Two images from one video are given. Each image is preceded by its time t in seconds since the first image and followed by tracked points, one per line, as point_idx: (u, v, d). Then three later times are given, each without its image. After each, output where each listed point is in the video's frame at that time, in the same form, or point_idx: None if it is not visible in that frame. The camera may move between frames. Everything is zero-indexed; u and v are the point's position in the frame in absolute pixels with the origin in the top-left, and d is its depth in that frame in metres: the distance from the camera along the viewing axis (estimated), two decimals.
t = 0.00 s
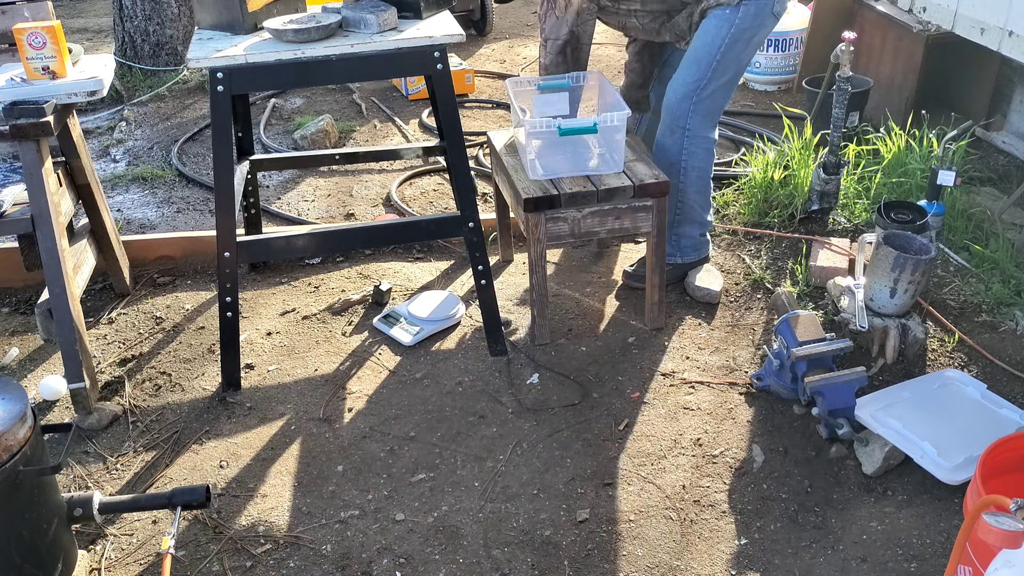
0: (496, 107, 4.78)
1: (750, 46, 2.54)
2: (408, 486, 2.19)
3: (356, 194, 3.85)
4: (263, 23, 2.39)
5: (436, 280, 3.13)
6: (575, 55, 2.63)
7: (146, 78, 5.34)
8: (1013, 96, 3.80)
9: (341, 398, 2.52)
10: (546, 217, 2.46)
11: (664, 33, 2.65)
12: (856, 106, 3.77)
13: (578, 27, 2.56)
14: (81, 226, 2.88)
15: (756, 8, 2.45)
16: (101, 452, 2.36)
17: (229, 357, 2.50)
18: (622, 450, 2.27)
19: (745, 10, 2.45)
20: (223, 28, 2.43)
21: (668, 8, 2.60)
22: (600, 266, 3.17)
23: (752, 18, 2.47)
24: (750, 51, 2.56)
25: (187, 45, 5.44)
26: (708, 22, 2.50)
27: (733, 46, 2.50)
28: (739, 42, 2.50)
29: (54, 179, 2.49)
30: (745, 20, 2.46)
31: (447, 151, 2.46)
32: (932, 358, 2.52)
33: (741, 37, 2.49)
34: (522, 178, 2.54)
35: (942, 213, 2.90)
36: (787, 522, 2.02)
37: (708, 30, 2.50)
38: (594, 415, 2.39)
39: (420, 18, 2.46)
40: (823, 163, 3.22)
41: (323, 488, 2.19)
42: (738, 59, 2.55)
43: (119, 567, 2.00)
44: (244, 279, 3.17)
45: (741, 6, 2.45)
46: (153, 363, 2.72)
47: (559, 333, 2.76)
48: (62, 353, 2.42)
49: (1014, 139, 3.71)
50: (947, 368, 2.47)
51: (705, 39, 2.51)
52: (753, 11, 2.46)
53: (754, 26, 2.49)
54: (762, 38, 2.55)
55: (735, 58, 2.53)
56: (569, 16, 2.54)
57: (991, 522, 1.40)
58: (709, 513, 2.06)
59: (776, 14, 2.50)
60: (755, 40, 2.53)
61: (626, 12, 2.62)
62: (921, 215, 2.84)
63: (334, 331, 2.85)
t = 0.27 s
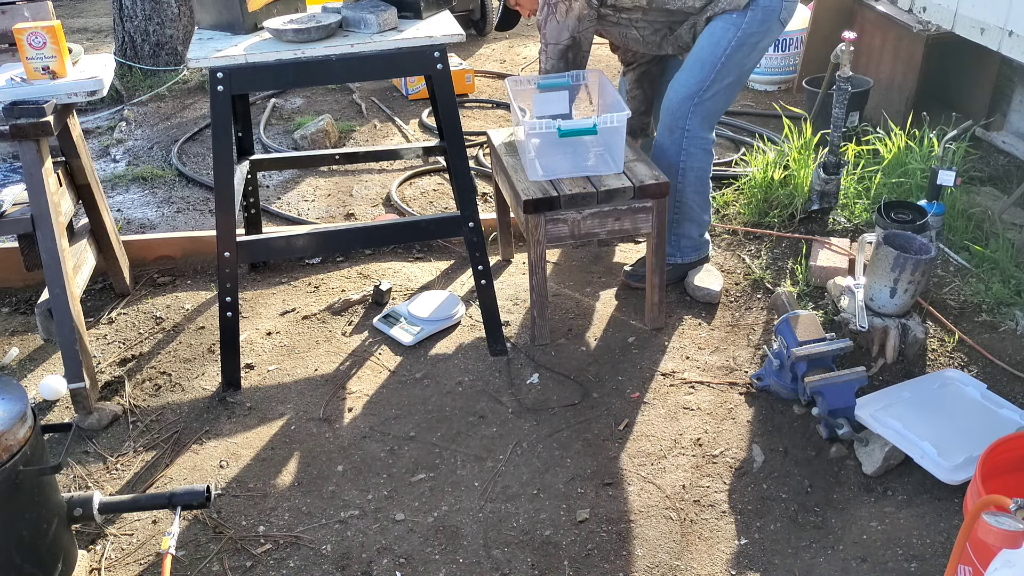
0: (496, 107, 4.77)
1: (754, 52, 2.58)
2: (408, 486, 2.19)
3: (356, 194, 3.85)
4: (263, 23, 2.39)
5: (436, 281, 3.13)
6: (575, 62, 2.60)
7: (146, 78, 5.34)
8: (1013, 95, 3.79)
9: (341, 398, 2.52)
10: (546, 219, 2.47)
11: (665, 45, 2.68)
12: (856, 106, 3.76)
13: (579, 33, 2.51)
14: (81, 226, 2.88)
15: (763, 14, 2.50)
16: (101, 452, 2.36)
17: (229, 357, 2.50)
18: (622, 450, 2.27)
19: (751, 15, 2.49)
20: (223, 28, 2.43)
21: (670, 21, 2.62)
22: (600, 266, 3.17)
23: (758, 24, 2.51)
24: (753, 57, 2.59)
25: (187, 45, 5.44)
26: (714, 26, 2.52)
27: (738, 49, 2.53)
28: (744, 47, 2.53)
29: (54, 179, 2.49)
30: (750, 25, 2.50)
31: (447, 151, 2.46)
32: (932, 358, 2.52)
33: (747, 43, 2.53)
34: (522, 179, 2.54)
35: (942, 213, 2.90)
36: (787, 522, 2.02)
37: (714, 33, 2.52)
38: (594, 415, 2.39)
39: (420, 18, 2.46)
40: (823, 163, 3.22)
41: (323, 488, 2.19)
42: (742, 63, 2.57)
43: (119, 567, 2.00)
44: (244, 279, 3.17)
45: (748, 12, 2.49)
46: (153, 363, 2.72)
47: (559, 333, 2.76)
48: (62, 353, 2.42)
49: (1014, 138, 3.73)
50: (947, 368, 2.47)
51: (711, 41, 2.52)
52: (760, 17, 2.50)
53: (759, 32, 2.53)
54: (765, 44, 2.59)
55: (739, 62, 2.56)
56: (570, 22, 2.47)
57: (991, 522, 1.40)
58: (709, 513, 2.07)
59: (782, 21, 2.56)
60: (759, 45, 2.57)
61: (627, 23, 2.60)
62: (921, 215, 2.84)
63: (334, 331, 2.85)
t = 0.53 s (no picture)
0: (496, 107, 4.77)
1: (756, 54, 2.58)
2: (408, 486, 2.19)
3: (356, 194, 3.85)
4: (262, 23, 2.39)
5: (436, 281, 3.13)
6: (576, 57, 2.60)
7: (146, 78, 5.34)
8: (1013, 95, 3.80)
9: (341, 398, 2.52)
10: (548, 224, 2.46)
11: (665, 49, 2.68)
12: (856, 106, 3.77)
13: (580, 27, 2.51)
14: (81, 226, 2.88)
15: (766, 17, 2.51)
16: (101, 452, 2.36)
17: (229, 357, 2.50)
18: (622, 450, 2.27)
19: (756, 18, 2.50)
20: (223, 28, 2.43)
21: (671, 24, 2.62)
22: (600, 266, 3.17)
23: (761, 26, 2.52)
24: (755, 60, 2.60)
25: (187, 45, 5.44)
26: (719, 27, 2.52)
27: (742, 52, 2.53)
28: (747, 50, 2.53)
29: (54, 179, 2.49)
30: (754, 27, 2.51)
31: (447, 151, 2.46)
32: (932, 358, 2.52)
33: (750, 45, 2.53)
34: (523, 180, 2.54)
35: (942, 213, 2.90)
36: (787, 522, 2.02)
37: (717, 34, 2.52)
38: (594, 415, 2.39)
39: (420, 18, 2.46)
40: (823, 163, 3.22)
41: (323, 488, 2.19)
42: (744, 65, 2.58)
43: (119, 567, 2.00)
44: (244, 279, 3.17)
45: (751, 14, 2.50)
46: (153, 363, 2.72)
47: (559, 333, 2.76)
48: (61, 353, 2.42)
49: (1014, 139, 3.72)
50: (947, 368, 2.47)
51: (714, 42, 2.52)
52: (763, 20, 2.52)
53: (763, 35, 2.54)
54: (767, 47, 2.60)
55: (741, 64, 2.56)
56: (572, 13, 2.48)
57: (991, 522, 1.40)
58: (709, 513, 2.06)
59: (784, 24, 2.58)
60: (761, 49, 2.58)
61: (627, 24, 2.61)
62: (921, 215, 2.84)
63: (334, 330, 2.85)
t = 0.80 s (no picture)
0: (496, 107, 4.77)
1: (758, 56, 2.58)
2: (408, 485, 2.19)
3: (356, 194, 3.85)
4: (262, 23, 2.39)
5: (436, 281, 3.13)
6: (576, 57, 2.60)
7: (146, 78, 5.34)
8: (1013, 95, 3.80)
9: (341, 398, 2.52)
10: (549, 227, 2.46)
11: (665, 52, 2.68)
12: (856, 106, 3.77)
13: (580, 23, 2.50)
14: (81, 226, 2.88)
15: (769, 18, 2.51)
16: (101, 452, 2.36)
17: (229, 357, 2.50)
18: (622, 450, 2.27)
19: (759, 19, 2.50)
20: (223, 28, 2.43)
21: (671, 27, 2.62)
22: (600, 266, 3.16)
23: (764, 27, 2.51)
24: (757, 61, 2.60)
25: (187, 45, 5.44)
26: (722, 27, 2.52)
27: (744, 52, 2.53)
28: (750, 51, 2.53)
29: (54, 179, 2.49)
30: (757, 28, 2.51)
31: (447, 151, 2.46)
32: (932, 358, 2.52)
33: (752, 46, 2.53)
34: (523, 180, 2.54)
35: (942, 213, 2.89)
36: (787, 522, 2.02)
37: (720, 35, 2.52)
38: (594, 415, 2.39)
39: (420, 18, 2.46)
40: (823, 163, 3.22)
41: (323, 488, 2.19)
42: (746, 66, 2.58)
43: (119, 567, 2.00)
44: (244, 279, 3.17)
45: (753, 15, 2.50)
46: (153, 363, 2.72)
47: (559, 333, 2.76)
48: (61, 353, 2.42)
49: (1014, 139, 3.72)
50: (947, 368, 2.47)
51: (716, 43, 2.52)
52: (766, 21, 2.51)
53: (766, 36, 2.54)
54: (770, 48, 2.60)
55: (743, 65, 2.56)
56: (572, 9, 2.47)
57: (991, 522, 1.40)
58: (709, 513, 2.06)
59: (787, 25, 2.57)
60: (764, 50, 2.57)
61: (627, 26, 2.61)
62: (921, 215, 2.84)
63: (334, 330, 2.85)
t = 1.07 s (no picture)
0: (496, 107, 4.77)
1: (759, 56, 2.58)
2: (408, 485, 2.19)
3: (356, 194, 3.85)
4: (263, 24, 2.39)
5: (436, 281, 3.13)
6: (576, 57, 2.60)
7: (146, 78, 5.34)
8: (1013, 95, 3.80)
9: (341, 398, 2.52)
10: (549, 228, 2.46)
11: (666, 55, 2.67)
12: (856, 106, 3.77)
13: (580, 25, 2.53)
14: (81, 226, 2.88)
15: (769, 19, 2.51)
16: (101, 452, 2.36)
17: (229, 357, 2.50)
18: (622, 450, 2.27)
19: (760, 19, 2.50)
20: (224, 28, 2.43)
21: (671, 29, 2.62)
22: (600, 266, 3.16)
23: (765, 27, 2.51)
24: (758, 61, 2.60)
25: (187, 45, 5.44)
26: (723, 27, 2.52)
27: (745, 52, 2.53)
28: (751, 51, 2.53)
29: (54, 179, 2.49)
30: (758, 29, 2.51)
31: (447, 151, 2.46)
32: (932, 358, 2.52)
33: (753, 46, 2.53)
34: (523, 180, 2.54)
35: (942, 213, 2.89)
36: (787, 522, 2.02)
37: (721, 35, 2.52)
38: (594, 415, 2.39)
39: (420, 18, 2.46)
40: (823, 163, 3.22)
41: (323, 488, 2.19)
42: (746, 67, 2.58)
43: (119, 567, 2.00)
44: (244, 279, 3.17)
45: (753, 15, 2.50)
46: (153, 363, 2.72)
47: (559, 333, 2.76)
48: (61, 353, 2.42)
49: (1013, 138, 3.74)
50: (947, 368, 2.47)
51: (717, 43, 2.52)
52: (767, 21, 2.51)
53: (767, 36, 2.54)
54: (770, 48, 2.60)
55: (744, 66, 2.56)
56: (572, 10, 2.50)
57: (991, 522, 1.39)
58: (709, 513, 2.06)
59: (787, 26, 2.58)
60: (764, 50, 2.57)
61: (627, 30, 2.61)
62: (920, 216, 2.84)
63: (333, 330, 2.85)
